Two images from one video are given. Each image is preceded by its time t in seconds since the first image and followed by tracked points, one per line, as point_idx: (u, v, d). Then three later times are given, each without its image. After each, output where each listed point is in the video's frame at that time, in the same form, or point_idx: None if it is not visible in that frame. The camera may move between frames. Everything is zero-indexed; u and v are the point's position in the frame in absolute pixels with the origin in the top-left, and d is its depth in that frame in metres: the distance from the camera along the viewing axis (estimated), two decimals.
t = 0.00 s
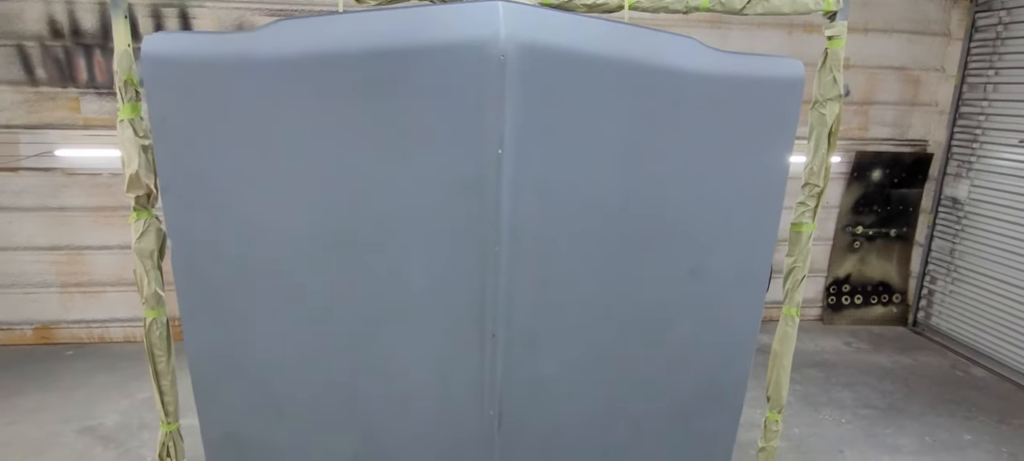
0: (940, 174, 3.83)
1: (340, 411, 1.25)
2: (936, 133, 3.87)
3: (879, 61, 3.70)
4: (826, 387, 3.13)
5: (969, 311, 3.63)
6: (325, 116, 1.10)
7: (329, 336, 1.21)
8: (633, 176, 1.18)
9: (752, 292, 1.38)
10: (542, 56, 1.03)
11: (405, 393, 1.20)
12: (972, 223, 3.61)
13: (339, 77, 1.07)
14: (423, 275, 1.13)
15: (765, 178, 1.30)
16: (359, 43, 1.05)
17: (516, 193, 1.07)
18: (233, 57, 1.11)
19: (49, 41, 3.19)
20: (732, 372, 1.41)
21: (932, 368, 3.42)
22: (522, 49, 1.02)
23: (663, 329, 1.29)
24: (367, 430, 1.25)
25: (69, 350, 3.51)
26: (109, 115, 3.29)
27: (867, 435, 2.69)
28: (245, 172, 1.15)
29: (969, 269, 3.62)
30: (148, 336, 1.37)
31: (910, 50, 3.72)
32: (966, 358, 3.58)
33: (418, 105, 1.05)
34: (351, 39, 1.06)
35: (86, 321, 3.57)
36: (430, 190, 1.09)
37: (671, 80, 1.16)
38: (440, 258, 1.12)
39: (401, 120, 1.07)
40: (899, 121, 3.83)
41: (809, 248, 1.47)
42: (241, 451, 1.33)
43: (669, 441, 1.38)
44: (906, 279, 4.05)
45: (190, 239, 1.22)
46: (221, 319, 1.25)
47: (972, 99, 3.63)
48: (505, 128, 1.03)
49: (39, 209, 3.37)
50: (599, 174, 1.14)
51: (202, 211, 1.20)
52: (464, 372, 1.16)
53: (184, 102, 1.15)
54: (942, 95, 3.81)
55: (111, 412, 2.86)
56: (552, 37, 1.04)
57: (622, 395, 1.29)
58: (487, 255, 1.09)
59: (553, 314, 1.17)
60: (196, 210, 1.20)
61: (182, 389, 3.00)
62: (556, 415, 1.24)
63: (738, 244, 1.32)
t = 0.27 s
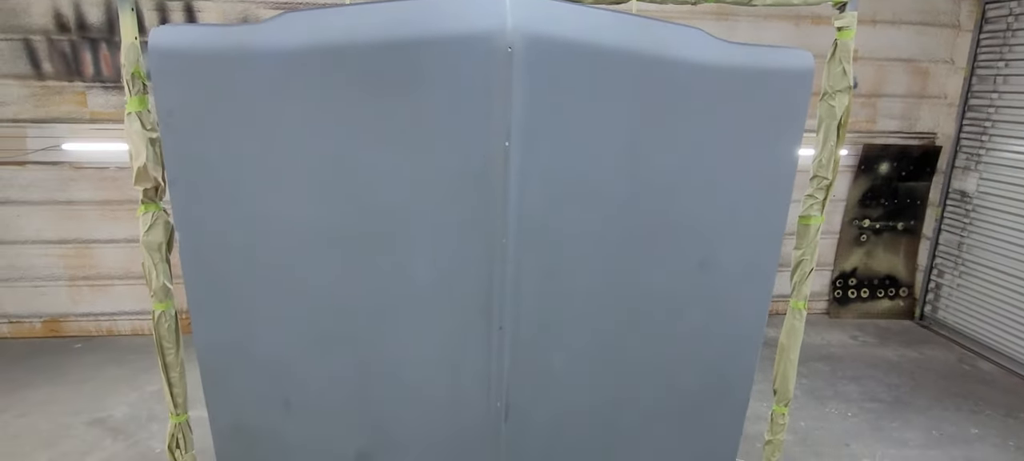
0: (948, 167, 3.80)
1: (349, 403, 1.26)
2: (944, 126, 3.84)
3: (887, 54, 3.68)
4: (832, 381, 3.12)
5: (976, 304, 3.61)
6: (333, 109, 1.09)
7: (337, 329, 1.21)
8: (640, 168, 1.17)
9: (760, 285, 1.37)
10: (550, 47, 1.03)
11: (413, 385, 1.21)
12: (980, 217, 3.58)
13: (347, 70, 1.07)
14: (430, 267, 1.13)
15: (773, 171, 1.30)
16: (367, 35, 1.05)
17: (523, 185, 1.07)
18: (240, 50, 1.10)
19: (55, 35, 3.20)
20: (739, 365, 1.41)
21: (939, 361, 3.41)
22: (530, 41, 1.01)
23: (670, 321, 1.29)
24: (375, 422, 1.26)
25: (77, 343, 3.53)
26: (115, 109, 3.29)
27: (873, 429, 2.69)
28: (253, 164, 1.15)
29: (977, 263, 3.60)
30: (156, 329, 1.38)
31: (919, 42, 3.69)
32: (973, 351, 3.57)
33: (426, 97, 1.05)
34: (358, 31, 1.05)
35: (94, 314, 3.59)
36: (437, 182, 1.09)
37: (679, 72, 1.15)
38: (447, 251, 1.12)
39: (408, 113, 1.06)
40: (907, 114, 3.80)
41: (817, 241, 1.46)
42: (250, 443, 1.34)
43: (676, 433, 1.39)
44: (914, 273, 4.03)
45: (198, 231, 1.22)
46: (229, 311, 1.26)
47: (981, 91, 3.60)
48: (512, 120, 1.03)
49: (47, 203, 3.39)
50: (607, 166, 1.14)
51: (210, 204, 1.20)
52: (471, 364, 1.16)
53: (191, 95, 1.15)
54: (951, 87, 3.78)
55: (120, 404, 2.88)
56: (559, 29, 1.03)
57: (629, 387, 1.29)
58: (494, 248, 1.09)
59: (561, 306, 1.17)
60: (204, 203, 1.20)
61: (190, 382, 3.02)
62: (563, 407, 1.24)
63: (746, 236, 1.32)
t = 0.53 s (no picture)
0: (955, 161, 3.78)
1: (356, 397, 1.27)
2: (952, 119, 3.82)
3: (894, 47, 3.66)
4: (836, 375, 3.13)
5: (982, 299, 3.60)
6: (339, 105, 1.10)
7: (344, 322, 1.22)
8: (645, 163, 1.17)
9: (765, 279, 1.38)
10: (555, 42, 1.03)
11: (419, 378, 1.22)
12: (986, 211, 3.57)
13: (353, 65, 1.07)
14: (436, 262, 1.14)
15: (778, 166, 1.30)
16: (372, 31, 1.05)
17: (528, 180, 1.07)
18: (246, 46, 1.11)
19: (62, 31, 3.21)
20: (744, 360, 1.42)
21: (944, 356, 3.40)
22: (535, 35, 1.01)
23: (675, 316, 1.30)
24: (381, 415, 1.27)
25: (86, 337, 3.56)
26: (122, 104, 3.31)
27: (878, 423, 2.69)
28: (260, 160, 1.16)
29: (983, 257, 3.58)
30: (165, 323, 1.39)
31: (926, 35, 3.67)
32: (979, 346, 3.56)
33: (430, 93, 1.05)
34: (363, 27, 1.06)
35: (102, 308, 3.62)
36: (443, 178, 1.09)
37: (684, 66, 1.15)
38: (453, 245, 1.13)
39: (413, 108, 1.07)
40: (914, 107, 3.79)
41: (822, 235, 1.46)
42: (258, 435, 1.35)
43: (681, 426, 1.39)
44: (919, 267, 4.02)
45: (206, 226, 1.24)
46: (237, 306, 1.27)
47: (989, 84, 3.58)
48: (517, 115, 1.03)
49: (55, 198, 3.41)
50: (612, 161, 1.14)
51: (217, 199, 1.21)
52: (477, 358, 1.17)
53: (198, 91, 1.16)
54: (958, 80, 3.76)
55: (129, 397, 2.91)
56: (564, 23, 1.03)
57: (634, 380, 1.30)
58: (499, 243, 1.10)
59: (566, 301, 1.18)
60: (212, 198, 1.21)
61: (198, 375, 3.05)
62: (568, 401, 1.25)
63: (751, 231, 1.32)
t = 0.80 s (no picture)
0: (959, 158, 3.77)
1: (360, 394, 1.28)
2: (955, 116, 3.81)
3: (898, 44, 3.65)
4: (839, 372, 3.13)
5: (985, 296, 3.60)
6: (344, 104, 1.11)
7: (349, 320, 1.23)
8: (649, 161, 1.18)
9: (769, 278, 1.38)
10: (559, 41, 1.03)
11: (423, 375, 1.23)
12: (990, 208, 3.56)
13: (358, 64, 1.08)
14: (441, 260, 1.15)
15: (783, 164, 1.30)
16: (377, 30, 1.05)
17: (531, 178, 1.08)
18: (252, 45, 1.11)
19: (66, 29, 3.22)
20: (747, 357, 1.42)
21: (947, 353, 3.40)
22: (540, 34, 1.02)
23: (678, 314, 1.30)
24: (386, 412, 1.28)
25: (91, 334, 3.58)
26: (126, 102, 3.33)
27: (880, 420, 2.69)
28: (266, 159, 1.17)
29: (987, 254, 3.58)
30: (171, 320, 1.40)
31: (930, 32, 3.67)
32: (982, 343, 3.56)
33: (434, 92, 1.06)
34: (369, 27, 1.06)
35: (107, 305, 3.64)
36: (448, 176, 1.10)
37: (688, 65, 1.15)
38: (458, 243, 1.14)
39: (417, 107, 1.07)
40: (917, 105, 3.78)
41: (824, 233, 1.47)
42: (263, 432, 1.36)
43: (684, 423, 1.40)
44: (922, 264, 4.02)
45: (210, 225, 1.24)
46: (242, 304, 1.27)
47: (993, 81, 3.56)
48: (521, 114, 1.04)
49: (61, 196, 3.43)
50: (616, 159, 1.14)
51: (223, 197, 1.21)
52: (481, 355, 1.18)
53: (204, 91, 1.16)
54: (962, 77, 3.75)
55: (134, 393, 2.93)
56: (568, 22, 1.04)
57: (637, 377, 1.31)
58: (504, 240, 1.11)
59: (569, 298, 1.19)
60: (218, 196, 1.22)
61: (203, 371, 3.07)
62: (571, 398, 1.26)
63: (755, 229, 1.32)
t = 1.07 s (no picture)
0: (961, 157, 3.77)
1: (363, 392, 1.28)
2: (957, 115, 3.81)
3: (900, 42, 3.65)
4: (840, 371, 3.13)
5: (987, 295, 3.59)
6: (347, 103, 1.11)
7: (352, 319, 1.23)
8: (651, 161, 1.18)
9: (770, 277, 1.38)
10: (560, 40, 1.04)
11: (425, 374, 1.24)
12: (992, 207, 3.55)
13: (361, 64, 1.08)
14: (443, 259, 1.15)
15: (784, 163, 1.30)
16: (380, 30, 1.06)
17: (533, 177, 1.09)
18: (255, 44, 1.12)
19: (69, 28, 3.23)
20: (749, 356, 1.42)
21: (949, 352, 3.40)
22: (542, 34, 1.02)
23: (680, 313, 1.31)
24: (388, 410, 1.28)
25: (94, 332, 3.59)
26: (129, 101, 3.33)
27: (882, 419, 2.69)
28: (269, 158, 1.17)
29: (989, 253, 3.57)
30: (175, 318, 1.41)
31: (932, 30, 3.66)
32: (984, 342, 3.55)
33: (437, 92, 1.06)
34: (371, 26, 1.06)
35: (110, 303, 3.65)
36: (450, 176, 1.10)
37: (689, 64, 1.16)
38: (460, 242, 1.14)
39: (420, 107, 1.08)
40: (919, 103, 3.78)
41: (825, 232, 1.47)
42: (266, 430, 1.37)
43: (685, 422, 1.40)
44: (924, 263, 4.02)
45: (213, 225, 1.24)
46: (245, 303, 1.28)
47: (995, 80, 3.55)
48: (523, 113, 1.05)
49: (64, 195, 3.44)
50: (618, 158, 1.15)
51: (226, 197, 1.22)
52: (483, 353, 1.19)
53: (206, 90, 1.16)
54: (964, 76, 3.75)
55: (137, 391, 2.94)
56: (570, 22, 1.04)
57: (637, 378, 1.31)
58: (505, 240, 1.12)
59: (571, 297, 1.19)
60: (221, 195, 1.22)
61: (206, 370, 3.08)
62: (573, 397, 1.26)
63: (756, 228, 1.32)
